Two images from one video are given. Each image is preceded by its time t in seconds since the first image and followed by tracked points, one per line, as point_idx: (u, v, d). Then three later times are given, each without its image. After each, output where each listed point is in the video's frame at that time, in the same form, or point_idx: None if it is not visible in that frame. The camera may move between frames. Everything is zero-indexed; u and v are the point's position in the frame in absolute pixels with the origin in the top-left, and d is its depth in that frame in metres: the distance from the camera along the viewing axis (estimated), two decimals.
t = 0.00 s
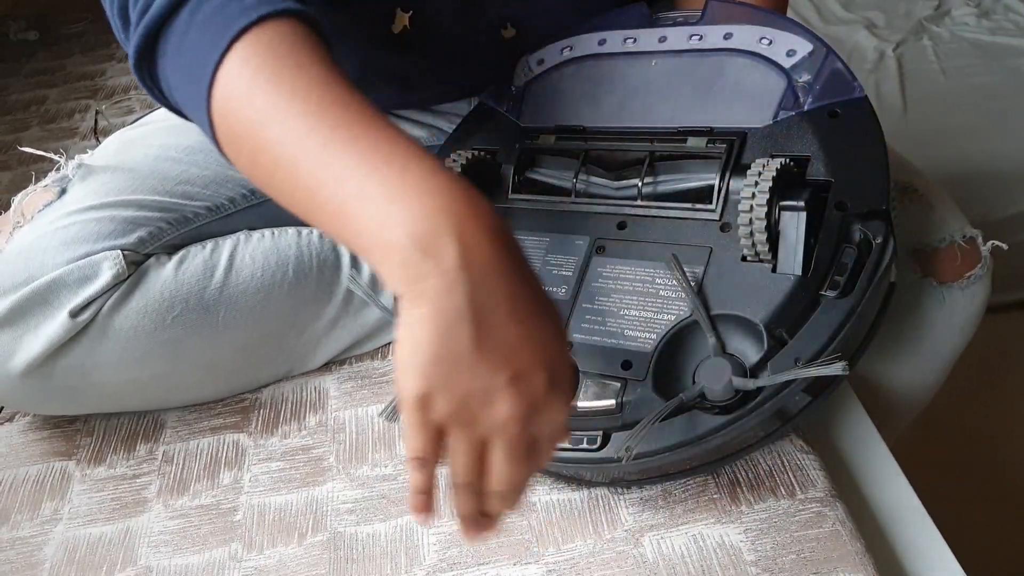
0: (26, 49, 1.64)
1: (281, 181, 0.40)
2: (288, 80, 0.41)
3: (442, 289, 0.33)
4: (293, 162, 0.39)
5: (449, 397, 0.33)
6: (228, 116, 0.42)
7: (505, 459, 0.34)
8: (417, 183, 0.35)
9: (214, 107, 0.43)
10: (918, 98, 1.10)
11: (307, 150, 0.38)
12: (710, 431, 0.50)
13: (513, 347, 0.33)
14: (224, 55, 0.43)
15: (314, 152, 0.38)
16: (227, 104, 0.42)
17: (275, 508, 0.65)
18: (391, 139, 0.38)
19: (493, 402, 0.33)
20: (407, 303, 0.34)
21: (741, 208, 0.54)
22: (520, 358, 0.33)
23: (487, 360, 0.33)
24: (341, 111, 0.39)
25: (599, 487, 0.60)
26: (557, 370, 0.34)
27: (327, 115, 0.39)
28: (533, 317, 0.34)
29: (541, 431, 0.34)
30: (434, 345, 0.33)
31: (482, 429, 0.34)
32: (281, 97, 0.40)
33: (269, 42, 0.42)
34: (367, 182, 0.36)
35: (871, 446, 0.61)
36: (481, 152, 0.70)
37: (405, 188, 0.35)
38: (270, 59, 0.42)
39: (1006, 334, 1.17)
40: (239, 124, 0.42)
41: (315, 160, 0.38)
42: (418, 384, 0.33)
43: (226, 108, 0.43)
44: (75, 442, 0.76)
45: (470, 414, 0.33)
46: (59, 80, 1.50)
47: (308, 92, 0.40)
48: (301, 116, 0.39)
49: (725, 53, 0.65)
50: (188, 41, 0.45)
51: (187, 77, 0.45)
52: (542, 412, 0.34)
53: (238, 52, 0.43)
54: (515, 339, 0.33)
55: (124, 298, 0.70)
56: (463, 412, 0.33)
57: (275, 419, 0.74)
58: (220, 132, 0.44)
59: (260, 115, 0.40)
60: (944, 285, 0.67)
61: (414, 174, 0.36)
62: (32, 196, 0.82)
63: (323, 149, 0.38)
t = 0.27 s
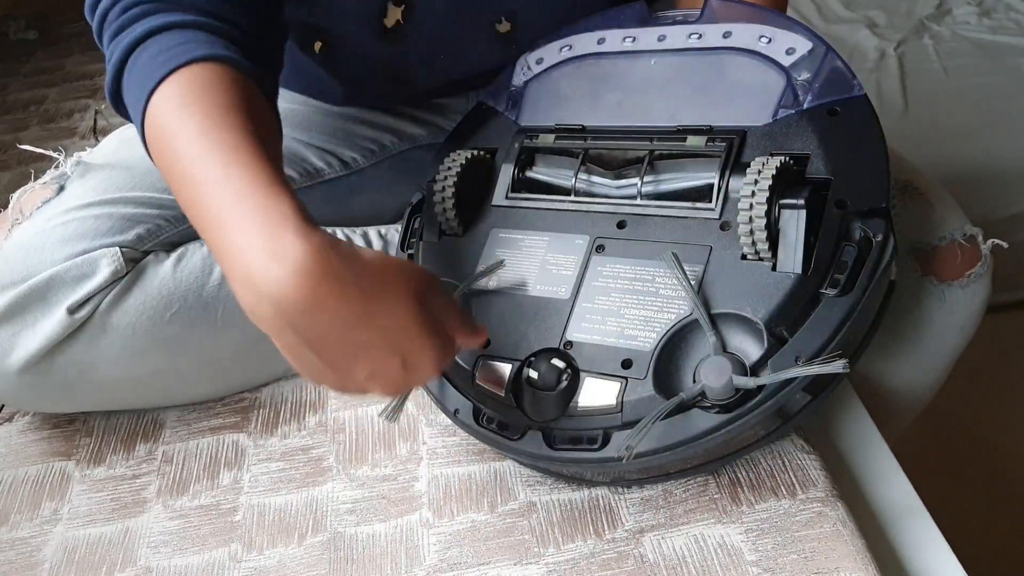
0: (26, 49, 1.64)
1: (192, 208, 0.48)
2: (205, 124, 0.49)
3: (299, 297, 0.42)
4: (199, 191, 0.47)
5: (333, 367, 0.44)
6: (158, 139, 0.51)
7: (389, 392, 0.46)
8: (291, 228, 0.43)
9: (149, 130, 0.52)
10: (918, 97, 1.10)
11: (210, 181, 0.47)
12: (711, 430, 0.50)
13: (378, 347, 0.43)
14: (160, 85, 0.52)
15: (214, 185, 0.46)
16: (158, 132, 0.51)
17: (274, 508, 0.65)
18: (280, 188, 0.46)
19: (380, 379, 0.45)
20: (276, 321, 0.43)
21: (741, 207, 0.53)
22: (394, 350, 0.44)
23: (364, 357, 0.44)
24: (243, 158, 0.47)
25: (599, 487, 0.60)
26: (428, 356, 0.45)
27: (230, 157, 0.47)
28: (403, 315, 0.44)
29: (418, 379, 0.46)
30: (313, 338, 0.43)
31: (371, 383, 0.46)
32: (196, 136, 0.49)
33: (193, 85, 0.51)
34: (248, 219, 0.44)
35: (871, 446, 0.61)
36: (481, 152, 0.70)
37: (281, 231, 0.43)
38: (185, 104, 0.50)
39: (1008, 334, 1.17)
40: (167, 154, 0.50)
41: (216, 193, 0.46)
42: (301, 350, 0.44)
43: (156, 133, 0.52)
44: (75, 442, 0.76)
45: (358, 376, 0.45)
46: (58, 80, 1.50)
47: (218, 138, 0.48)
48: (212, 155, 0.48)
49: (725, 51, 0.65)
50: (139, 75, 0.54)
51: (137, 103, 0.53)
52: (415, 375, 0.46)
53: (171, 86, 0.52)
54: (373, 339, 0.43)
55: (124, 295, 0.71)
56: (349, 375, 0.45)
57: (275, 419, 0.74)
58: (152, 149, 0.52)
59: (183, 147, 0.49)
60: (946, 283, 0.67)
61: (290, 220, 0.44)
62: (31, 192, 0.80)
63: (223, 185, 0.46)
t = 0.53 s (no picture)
0: (27, 49, 1.64)
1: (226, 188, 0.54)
2: (236, 115, 0.56)
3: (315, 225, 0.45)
4: (224, 169, 0.54)
5: (359, 280, 0.44)
6: (193, 132, 0.58)
7: (426, 307, 0.44)
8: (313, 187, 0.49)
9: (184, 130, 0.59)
10: (919, 97, 1.10)
11: (238, 160, 0.53)
12: (711, 431, 0.50)
13: (396, 254, 0.42)
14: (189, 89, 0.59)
15: (242, 163, 0.53)
16: (193, 128, 0.58)
17: (275, 508, 0.65)
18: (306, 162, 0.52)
19: (411, 292, 0.43)
20: (307, 257, 0.46)
21: (742, 207, 0.54)
22: (412, 254, 0.41)
23: (380, 265, 0.43)
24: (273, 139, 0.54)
25: (600, 487, 0.60)
26: (460, 267, 0.41)
27: (257, 139, 0.53)
28: (430, 220, 0.42)
29: (456, 297, 0.42)
30: (335, 258, 0.44)
31: (404, 297, 0.44)
32: (224, 124, 0.55)
33: (223, 87, 0.58)
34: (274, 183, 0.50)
35: (871, 446, 0.61)
36: (482, 152, 0.70)
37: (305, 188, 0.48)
38: (214, 100, 0.57)
39: (1008, 333, 1.17)
40: (198, 145, 0.57)
41: (247, 168, 0.52)
42: (327, 273, 0.45)
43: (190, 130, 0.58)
44: (75, 442, 0.76)
45: (388, 290, 0.44)
46: (58, 79, 1.50)
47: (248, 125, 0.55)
48: (240, 139, 0.54)
49: (726, 51, 0.65)
50: (171, 84, 0.60)
51: (171, 113, 0.61)
52: (444, 289, 0.42)
53: (199, 91, 0.58)
54: (392, 243, 0.42)
55: (124, 294, 0.70)
56: (382, 286, 0.44)
57: (275, 419, 0.74)
58: (189, 149, 0.60)
59: (212, 134, 0.56)
60: (947, 283, 0.67)
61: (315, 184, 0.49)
62: (31, 193, 0.80)
63: (252, 160, 0.52)
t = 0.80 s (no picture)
0: (28, 49, 1.64)
1: (228, 147, 0.55)
2: (249, 73, 0.56)
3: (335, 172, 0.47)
4: (227, 121, 0.54)
5: (340, 231, 0.45)
6: (195, 104, 0.58)
7: (378, 295, 0.42)
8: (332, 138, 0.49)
9: (187, 105, 0.59)
10: (920, 95, 1.10)
11: (243, 119, 0.53)
12: (713, 429, 0.50)
13: (403, 232, 0.43)
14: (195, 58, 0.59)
15: (248, 118, 0.53)
16: (195, 94, 0.58)
17: (276, 507, 0.65)
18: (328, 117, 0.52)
19: (380, 272, 0.42)
20: (309, 200, 0.47)
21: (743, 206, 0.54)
22: (418, 243, 0.42)
23: (372, 232, 0.43)
24: (293, 95, 0.54)
25: (601, 485, 0.60)
26: (457, 280, 0.41)
27: (270, 94, 0.54)
28: (460, 228, 0.44)
29: (421, 307, 0.41)
30: (334, 208, 0.45)
31: (367, 270, 0.43)
32: (232, 83, 0.56)
33: (224, 54, 0.59)
34: (290, 130, 0.51)
35: (873, 444, 0.61)
36: (483, 150, 0.71)
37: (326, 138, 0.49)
38: (223, 65, 0.58)
39: (1009, 332, 1.17)
40: (200, 108, 0.57)
41: (252, 124, 0.53)
42: (320, 212, 0.46)
43: (191, 100, 0.58)
44: (77, 441, 0.76)
45: (364, 253, 0.43)
46: (59, 79, 1.50)
47: (264, 82, 0.55)
48: (245, 97, 0.54)
49: (726, 49, 0.65)
50: (172, 60, 0.61)
51: (172, 87, 0.60)
52: (428, 282, 0.41)
53: (202, 62, 0.59)
54: (403, 221, 0.43)
55: (125, 294, 0.70)
56: (357, 249, 0.44)
57: (276, 418, 0.74)
58: (192, 122, 0.60)
59: (213, 95, 0.56)
60: (948, 281, 0.67)
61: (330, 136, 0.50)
62: (32, 192, 0.80)
63: (257, 116, 0.53)
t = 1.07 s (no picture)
0: (30, 49, 1.64)
1: (242, 146, 0.54)
2: (260, 71, 0.56)
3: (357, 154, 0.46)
4: (243, 118, 0.54)
5: (365, 208, 0.44)
6: (207, 102, 0.57)
7: (407, 270, 0.42)
8: (347, 124, 0.49)
9: (200, 103, 0.58)
10: (920, 95, 1.10)
11: (257, 117, 0.53)
12: (713, 428, 0.50)
13: (429, 204, 0.43)
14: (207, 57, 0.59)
15: (262, 114, 0.52)
16: (207, 93, 0.58)
17: (277, 506, 0.65)
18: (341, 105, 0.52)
19: (405, 246, 0.42)
20: (330, 184, 0.46)
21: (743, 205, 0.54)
22: (450, 214, 0.42)
23: (400, 207, 0.43)
24: (307, 88, 0.54)
25: (602, 484, 0.60)
26: (489, 250, 0.41)
27: (281, 86, 0.53)
28: (484, 200, 0.44)
29: (452, 278, 0.41)
30: (358, 186, 0.45)
31: (396, 244, 0.42)
32: (246, 81, 0.55)
33: (238, 52, 0.58)
34: (302, 123, 0.50)
35: (874, 443, 0.61)
36: (484, 150, 0.71)
37: (341, 126, 0.49)
38: (237, 62, 0.57)
39: (1010, 331, 1.17)
40: (214, 107, 0.57)
41: (267, 121, 0.52)
42: (337, 193, 0.46)
43: (204, 97, 0.58)
44: (78, 440, 0.76)
45: (391, 228, 0.43)
46: (60, 79, 1.50)
47: (276, 77, 0.55)
48: (258, 92, 0.54)
49: (726, 48, 0.65)
50: (186, 58, 0.60)
51: (185, 85, 0.60)
52: (455, 256, 0.41)
53: (212, 60, 0.58)
54: (427, 197, 0.43)
55: (126, 293, 0.71)
56: (383, 226, 0.43)
57: (278, 417, 0.74)
58: (204, 119, 0.59)
59: (227, 93, 0.56)
60: (948, 281, 0.67)
61: (346, 123, 0.49)
62: (33, 192, 0.80)
63: (271, 111, 0.52)
